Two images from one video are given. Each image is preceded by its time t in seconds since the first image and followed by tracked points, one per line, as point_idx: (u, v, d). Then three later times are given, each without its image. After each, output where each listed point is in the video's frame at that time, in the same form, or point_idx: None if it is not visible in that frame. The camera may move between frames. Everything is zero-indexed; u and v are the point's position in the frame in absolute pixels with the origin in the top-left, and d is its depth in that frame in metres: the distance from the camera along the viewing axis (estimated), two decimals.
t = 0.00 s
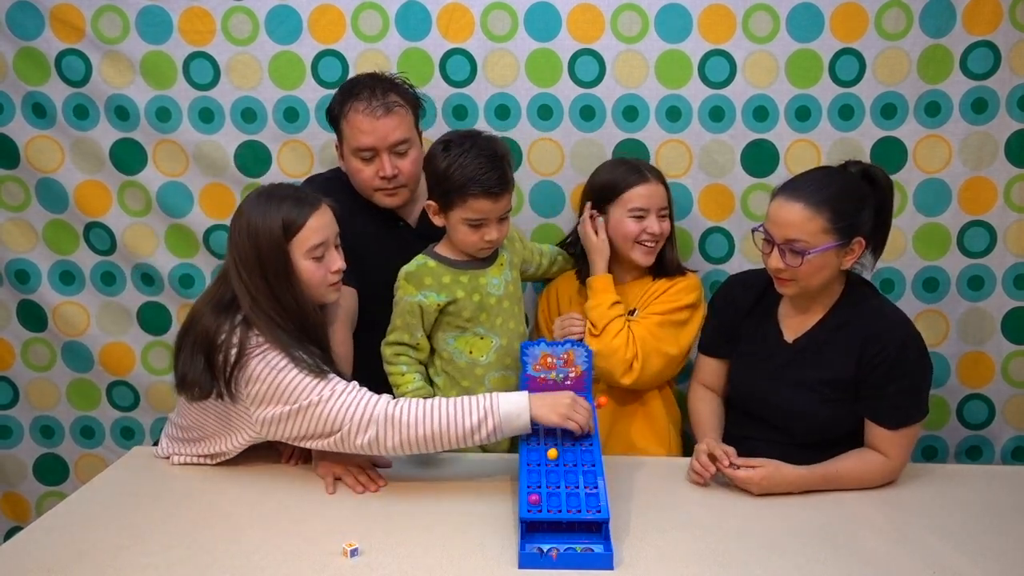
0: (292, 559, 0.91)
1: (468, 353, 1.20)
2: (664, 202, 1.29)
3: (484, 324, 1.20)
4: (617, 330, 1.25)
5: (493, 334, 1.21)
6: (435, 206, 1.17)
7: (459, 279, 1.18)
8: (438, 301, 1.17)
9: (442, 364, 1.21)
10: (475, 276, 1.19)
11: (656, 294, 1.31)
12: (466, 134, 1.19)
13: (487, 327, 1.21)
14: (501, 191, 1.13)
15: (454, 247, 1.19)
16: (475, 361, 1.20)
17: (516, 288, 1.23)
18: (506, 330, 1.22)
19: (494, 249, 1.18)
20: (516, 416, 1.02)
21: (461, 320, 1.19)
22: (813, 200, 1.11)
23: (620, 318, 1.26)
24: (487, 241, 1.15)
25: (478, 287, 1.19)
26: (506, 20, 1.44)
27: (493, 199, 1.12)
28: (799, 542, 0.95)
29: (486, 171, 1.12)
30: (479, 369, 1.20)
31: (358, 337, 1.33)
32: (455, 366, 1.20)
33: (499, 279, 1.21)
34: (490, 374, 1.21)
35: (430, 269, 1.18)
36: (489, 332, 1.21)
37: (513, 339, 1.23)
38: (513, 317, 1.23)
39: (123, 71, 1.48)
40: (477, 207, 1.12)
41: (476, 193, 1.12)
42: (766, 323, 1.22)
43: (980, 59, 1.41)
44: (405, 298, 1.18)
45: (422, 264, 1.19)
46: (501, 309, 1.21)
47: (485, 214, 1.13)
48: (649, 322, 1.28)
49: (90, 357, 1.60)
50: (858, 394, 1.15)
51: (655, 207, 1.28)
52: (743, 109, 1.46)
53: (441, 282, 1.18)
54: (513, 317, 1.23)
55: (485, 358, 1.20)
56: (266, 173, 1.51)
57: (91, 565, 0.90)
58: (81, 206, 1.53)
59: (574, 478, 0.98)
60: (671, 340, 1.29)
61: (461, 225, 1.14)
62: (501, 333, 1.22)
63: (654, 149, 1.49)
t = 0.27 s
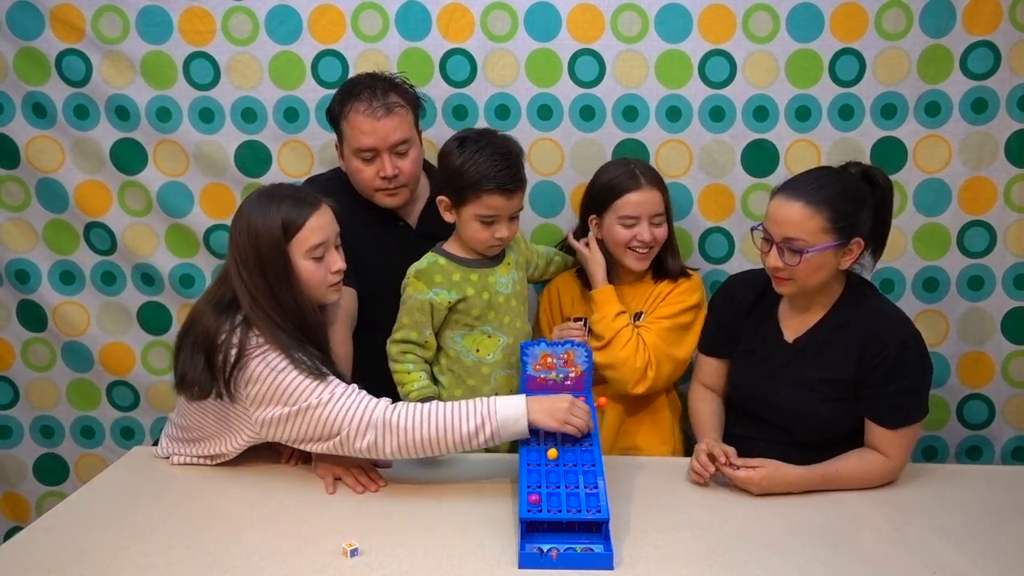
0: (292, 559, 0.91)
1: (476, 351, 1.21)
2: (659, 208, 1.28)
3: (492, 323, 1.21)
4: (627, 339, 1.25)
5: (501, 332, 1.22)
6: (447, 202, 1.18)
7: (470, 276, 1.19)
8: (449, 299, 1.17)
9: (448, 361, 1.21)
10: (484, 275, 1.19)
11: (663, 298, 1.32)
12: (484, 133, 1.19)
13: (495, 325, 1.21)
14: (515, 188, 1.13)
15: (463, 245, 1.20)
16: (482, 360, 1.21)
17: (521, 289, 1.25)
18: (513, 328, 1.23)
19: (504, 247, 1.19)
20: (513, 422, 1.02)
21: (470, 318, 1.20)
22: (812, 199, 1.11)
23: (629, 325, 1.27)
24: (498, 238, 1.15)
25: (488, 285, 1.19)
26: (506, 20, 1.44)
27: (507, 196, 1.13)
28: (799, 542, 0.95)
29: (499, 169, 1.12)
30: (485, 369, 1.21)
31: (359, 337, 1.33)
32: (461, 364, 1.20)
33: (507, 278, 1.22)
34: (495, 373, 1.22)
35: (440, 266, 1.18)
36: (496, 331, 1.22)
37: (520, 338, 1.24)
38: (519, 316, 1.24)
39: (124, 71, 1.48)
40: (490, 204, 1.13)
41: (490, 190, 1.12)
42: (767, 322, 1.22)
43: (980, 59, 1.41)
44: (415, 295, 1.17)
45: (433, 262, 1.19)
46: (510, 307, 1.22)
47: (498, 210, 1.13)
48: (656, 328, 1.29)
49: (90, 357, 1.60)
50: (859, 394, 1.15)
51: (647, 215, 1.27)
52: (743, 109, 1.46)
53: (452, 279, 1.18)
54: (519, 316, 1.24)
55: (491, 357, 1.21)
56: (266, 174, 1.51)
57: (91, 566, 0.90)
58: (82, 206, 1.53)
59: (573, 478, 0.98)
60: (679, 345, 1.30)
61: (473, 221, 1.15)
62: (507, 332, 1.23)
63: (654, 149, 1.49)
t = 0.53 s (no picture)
0: (292, 559, 0.91)
1: (476, 355, 1.20)
2: (649, 213, 1.25)
3: (493, 326, 1.21)
4: (658, 364, 1.25)
5: (501, 336, 1.21)
6: (446, 203, 1.18)
7: (473, 281, 1.17)
8: (454, 304, 1.16)
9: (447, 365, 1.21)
10: (488, 279, 1.19)
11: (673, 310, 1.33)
12: (482, 134, 1.19)
13: (496, 328, 1.21)
14: (511, 191, 1.13)
15: (461, 247, 1.19)
16: (482, 363, 1.21)
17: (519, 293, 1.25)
18: (512, 331, 1.23)
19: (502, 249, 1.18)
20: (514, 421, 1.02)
21: (472, 322, 1.19)
22: (812, 201, 1.11)
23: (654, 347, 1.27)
24: (494, 240, 1.15)
25: (491, 289, 1.18)
26: (506, 20, 1.44)
27: (503, 199, 1.13)
28: (799, 542, 0.95)
29: (495, 170, 1.13)
30: (484, 372, 1.21)
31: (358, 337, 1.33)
32: (461, 368, 1.20)
33: (508, 282, 1.22)
34: (495, 377, 1.22)
35: (444, 271, 1.17)
36: (497, 334, 1.21)
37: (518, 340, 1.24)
38: (515, 320, 1.24)
39: (124, 71, 1.48)
40: (486, 206, 1.13)
41: (486, 191, 1.12)
42: (769, 322, 1.22)
43: (980, 59, 1.41)
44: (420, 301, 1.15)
45: (437, 266, 1.17)
46: (509, 311, 1.22)
47: (494, 213, 1.13)
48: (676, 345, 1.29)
49: (89, 357, 1.60)
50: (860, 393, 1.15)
51: (632, 220, 1.25)
52: (743, 109, 1.46)
53: (456, 284, 1.16)
54: (516, 319, 1.24)
55: (491, 360, 1.21)
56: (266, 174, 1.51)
57: (91, 566, 0.90)
58: (82, 206, 1.53)
59: (574, 478, 0.98)
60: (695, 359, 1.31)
61: (470, 223, 1.15)
62: (507, 335, 1.23)
63: (654, 149, 1.49)
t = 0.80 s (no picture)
0: (292, 559, 0.91)
1: (468, 360, 1.20)
2: (639, 216, 1.25)
3: (484, 331, 1.20)
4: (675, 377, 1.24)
5: (493, 341, 1.21)
6: (434, 210, 1.16)
7: (465, 286, 1.17)
8: (448, 312, 1.15)
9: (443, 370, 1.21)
10: (479, 284, 1.18)
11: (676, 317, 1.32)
12: (468, 138, 1.17)
13: (487, 333, 1.20)
14: (499, 199, 1.11)
15: (451, 253, 1.18)
16: (474, 368, 1.20)
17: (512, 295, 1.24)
18: (504, 335, 1.22)
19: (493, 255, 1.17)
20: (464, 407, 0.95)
21: (463, 328, 1.18)
22: (812, 202, 1.11)
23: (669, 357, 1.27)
24: (483, 247, 1.14)
25: (482, 294, 1.18)
26: (506, 20, 1.44)
27: (490, 207, 1.11)
28: (800, 542, 0.95)
29: (483, 178, 1.11)
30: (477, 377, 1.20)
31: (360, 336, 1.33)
32: (456, 373, 1.20)
33: (500, 285, 1.21)
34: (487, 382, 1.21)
35: (435, 278, 1.16)
36: (488, 339, 1.21)
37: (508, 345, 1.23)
38: (508, 323, 1.23)
39: (124, 71, 1.48)
40: (474, 215, 1.11)
41: (473, 201, 1.10)
42: (771, 321, 1.23)
43: (980, 59, 1.41)
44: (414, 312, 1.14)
45: (427, 275, 1.16)
46: (500, 316, 1.21)
47: (482, 221, 1.12)
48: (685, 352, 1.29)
49: (89, 357, 1.60)
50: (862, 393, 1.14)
51: (622, 222, 1.24)
52: (743, 109, 1.46)
53: (448, 291, 1.16)
54: (508, 323, 1.23)
55: (484, 366, 1.20)
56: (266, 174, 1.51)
57: (91, 566, 0.90)
58: (82, 206, 1.53)
59: (574, 478, 0.98)
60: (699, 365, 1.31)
61: (458, 231, 1.13)
62: (499, 339, 1.22)
63: (654, 149, 1.49)
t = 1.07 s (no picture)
0: (292, 559, 0.91)
1: (469, 364, 1.19)
2: (632, 216, 1.25)
3: (484, 335, 1.20)
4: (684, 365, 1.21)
5: (492, 344, 1.21)
6: (423, 217, 1.14)
7: (463, 292, 1.15)
8: (447, 319, 1.14)
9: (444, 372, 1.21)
10: (478, 288, 1.17)
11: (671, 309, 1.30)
12: (453, 142, 1.14)
13: (487, 337, 1.20)
14: (484, 206, 1.09)
15: (444, 258, 1.16)
16: (475, 372, 1.20)
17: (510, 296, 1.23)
18: (503, 338, 1.22)
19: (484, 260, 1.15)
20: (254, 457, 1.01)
21: (462, 333, 1.18)
22: (813, 199, 1.11)
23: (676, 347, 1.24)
24: (473, 254, 1.11)
25: (480, 300, 1.17)
26: (506, 20, 1.44)
27: (476, 215, 1.09)
28: (799, 542, 0.95)
29: (468, 184, 1.08)
30: (478, 379, 1.20)
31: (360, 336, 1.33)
32: (457, 376, 1.20)
33: (497, 288, 1.20)
34: (488, 385, 1.21)
35: (431, 287, 1.14)
36: (487, 343, 1.20)
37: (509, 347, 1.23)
38: (506, 326, 1.23)
39: (124, 71, 1.48)
40: (459, 222, 1.09)
41: (457, 208, 1.08)
42: (771, 321, 1.23)
43: (980, 59, 1.41)
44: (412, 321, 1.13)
45: (423, 284, 1.14)
46: (499, 319, 1.21)
47: (468, 228, 1.09)
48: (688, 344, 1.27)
49: (89, 357, 1.60)
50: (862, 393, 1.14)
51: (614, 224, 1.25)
52: (743, 110, 1.46)
53: (446, 299, 1.14)
54: (507, 326, 1.23)
55: (484, 368, 1.20)
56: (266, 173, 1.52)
57: (91, 566, 0.90)
58: (82, 206, 1.53)
59: (574, 478, 0.98)
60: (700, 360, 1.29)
61: (447, 237, 1.11)
62: (499, 342, 1.22)
63: (654, 149, 1.49)
